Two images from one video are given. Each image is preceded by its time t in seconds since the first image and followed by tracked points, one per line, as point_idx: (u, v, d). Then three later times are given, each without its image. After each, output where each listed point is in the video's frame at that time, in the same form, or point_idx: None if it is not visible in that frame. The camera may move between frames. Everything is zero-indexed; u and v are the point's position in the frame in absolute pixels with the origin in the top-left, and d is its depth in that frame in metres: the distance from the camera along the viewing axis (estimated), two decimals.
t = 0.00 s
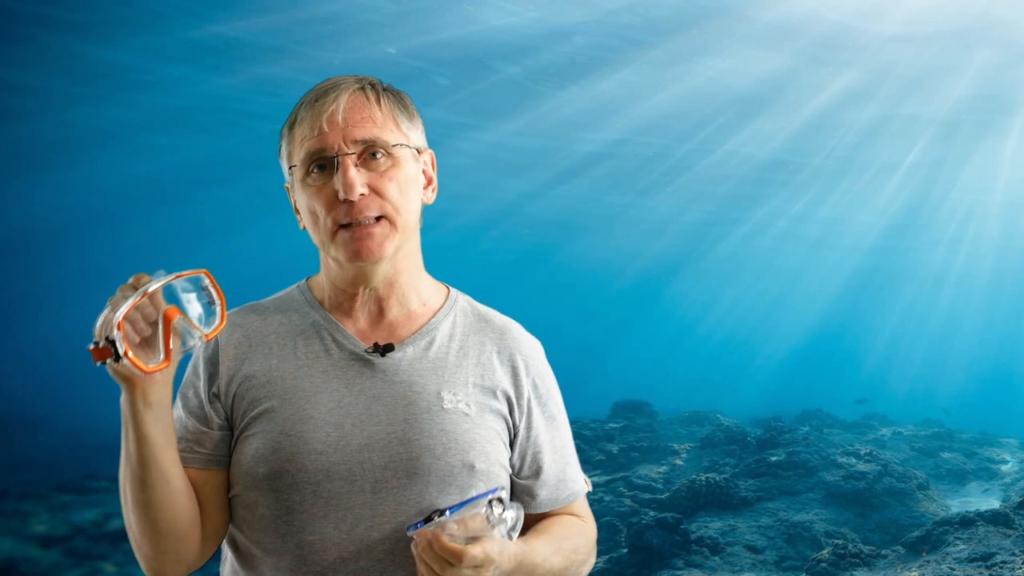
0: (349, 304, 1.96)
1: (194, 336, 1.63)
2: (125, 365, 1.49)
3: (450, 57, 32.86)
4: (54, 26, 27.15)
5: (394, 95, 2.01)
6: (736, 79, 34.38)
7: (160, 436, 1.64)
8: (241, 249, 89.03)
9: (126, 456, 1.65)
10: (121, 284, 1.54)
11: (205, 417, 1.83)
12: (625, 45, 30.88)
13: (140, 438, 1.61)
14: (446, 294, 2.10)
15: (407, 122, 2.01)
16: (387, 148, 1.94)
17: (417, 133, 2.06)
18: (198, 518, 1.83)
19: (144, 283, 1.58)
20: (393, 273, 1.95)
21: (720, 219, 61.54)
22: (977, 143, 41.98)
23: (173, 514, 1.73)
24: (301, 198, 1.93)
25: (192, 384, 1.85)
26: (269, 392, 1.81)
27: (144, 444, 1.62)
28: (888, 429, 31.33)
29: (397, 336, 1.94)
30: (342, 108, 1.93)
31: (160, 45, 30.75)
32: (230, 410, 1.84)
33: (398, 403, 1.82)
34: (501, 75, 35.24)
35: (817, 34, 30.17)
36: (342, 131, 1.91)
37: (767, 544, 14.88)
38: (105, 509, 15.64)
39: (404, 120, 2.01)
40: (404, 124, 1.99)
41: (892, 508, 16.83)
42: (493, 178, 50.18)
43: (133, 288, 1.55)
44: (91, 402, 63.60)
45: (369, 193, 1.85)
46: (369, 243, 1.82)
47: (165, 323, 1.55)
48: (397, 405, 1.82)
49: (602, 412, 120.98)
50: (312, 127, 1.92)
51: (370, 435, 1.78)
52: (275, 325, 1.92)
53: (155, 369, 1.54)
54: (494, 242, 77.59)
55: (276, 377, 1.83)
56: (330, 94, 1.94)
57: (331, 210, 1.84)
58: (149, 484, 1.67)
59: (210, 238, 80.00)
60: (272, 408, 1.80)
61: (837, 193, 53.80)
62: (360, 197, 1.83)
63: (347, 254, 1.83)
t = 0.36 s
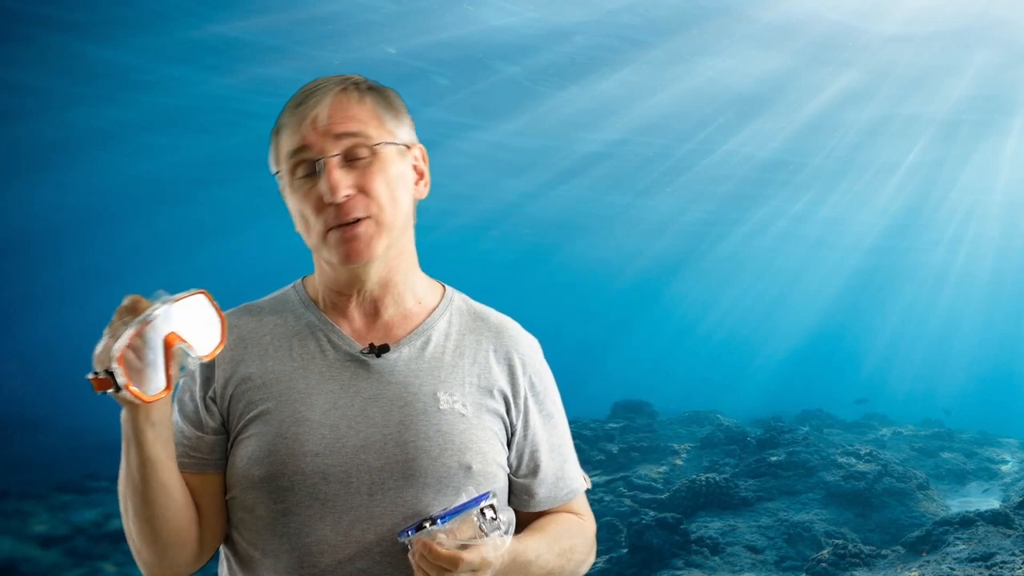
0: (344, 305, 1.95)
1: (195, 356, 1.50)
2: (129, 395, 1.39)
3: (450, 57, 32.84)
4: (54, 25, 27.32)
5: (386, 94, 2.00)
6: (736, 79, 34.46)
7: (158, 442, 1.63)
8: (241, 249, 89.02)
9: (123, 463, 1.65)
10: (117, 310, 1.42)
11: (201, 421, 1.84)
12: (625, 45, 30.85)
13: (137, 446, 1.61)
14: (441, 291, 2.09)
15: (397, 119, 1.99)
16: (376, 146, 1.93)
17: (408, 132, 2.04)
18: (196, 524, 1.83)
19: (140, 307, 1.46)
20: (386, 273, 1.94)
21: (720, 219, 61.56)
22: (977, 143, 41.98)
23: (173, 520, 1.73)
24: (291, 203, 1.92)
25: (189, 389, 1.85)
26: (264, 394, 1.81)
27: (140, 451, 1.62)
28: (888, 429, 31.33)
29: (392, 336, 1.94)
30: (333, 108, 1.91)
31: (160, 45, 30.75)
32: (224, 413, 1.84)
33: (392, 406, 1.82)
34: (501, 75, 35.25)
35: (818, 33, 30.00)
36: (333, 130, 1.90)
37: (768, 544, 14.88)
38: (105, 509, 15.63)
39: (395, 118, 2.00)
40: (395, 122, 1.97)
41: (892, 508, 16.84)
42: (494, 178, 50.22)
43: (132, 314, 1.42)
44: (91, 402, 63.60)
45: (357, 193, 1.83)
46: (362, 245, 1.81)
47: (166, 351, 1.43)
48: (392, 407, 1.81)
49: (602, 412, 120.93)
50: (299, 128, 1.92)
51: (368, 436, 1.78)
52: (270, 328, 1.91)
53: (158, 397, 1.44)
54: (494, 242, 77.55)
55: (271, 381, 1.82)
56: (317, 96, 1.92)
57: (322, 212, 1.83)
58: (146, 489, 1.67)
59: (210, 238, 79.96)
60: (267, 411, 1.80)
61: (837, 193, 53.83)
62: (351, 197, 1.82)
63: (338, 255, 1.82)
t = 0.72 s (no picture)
0: (333, 307, 1.94)
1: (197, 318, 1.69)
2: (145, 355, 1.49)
3: (450, 57, 32.82)
4: (53, 25, 27.27)
5: (371, 98, 1.98)
6: (736, 79, 34.47)
7: (155, 439, 1.64)
8: (241, 248, 89.02)
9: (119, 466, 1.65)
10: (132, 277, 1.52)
11: (196, 421, 1.83)
12: (625, 44, 30.84)
13: (129, 449, 1.61)
14: (432, 287, 2.09)
15: (383, 123, 1.98)
16: (362, 150, 1.91)
17: (395, 137, 2.03)
18: (193, 522, 1.84)
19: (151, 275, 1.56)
20: (377, 274, 1.93)
21: (720, 219, 61.57)
22: (977, 143, 42.01)
23: (167, 520, 1.73)
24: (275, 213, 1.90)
25: (180, 391, 1.84)
26: (254, 395, 1.81)
27: (135, 453, 1.62)
28: (888, 429, 31.34)
29: (385, 336, 1.94)
30: (317, 114, 1.89)
31: (160, 45, 30.74)
32: (216, 416, 1.84)
33: (388, 403, 1.82)
34: (501, 74, 35.20)
35: (818, 33, 29.99)
36: (322, 132, 1.89)
37: (767, 544, 14.89)
38: (105, 509, 15.62)
39: (380, 122, 1.98)
40: (380, 125, 1.97)
41: (892, 508, 16.85)
42: (494, 178, 50.25)
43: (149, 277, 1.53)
44: (91, 402, 63.66)
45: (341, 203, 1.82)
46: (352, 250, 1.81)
47: (178, 314, 1.58)
48: (386, 405, 1.82)
49: (602, 412, 120.93)
50: (278, 139, 1.88)
51: (362, 436, 1.79)
52: (261, 330, 1.90)
53: (180, 363, 1.58)
54: (494, 242, 77.54)
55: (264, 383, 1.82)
56: (304, 102, 1.89)
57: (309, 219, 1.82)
58: (142, 490, 1.66)
59: (210, 238, 79.98)
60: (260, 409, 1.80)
61: (837, 193, 53.81)
62: (340, 200, 1.82)
63: (326, 261, 1.82)
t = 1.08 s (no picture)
0: (335, 307, 1.95)
1: (199, 351, 1.59)
2: (138, 384, 1.48)
3: (450, 57, 32.80)
4: (53, 25, 27.33)
5: (386, 96, 1.98)
6: (736, 79, 34.39)
7: (157, 434, 1.65)
8: (241, 249, 88.94)
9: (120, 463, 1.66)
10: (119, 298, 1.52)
11: (196, 419, 1.83)
12: (625, 45, 30.90)
13: (131, 450, 1.62)
14: (433, 290, 2.10)
15: (394, 123, 1.98)
16: (371, 149, 1.91)
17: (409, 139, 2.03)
18: (190, 522, 1.85)
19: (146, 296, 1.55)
20: (378, 278, 1.93)
21: (720, 219, 61.66)
22: (977, 143, 41.98)
23: (165, 518, 1.73)
24: (282, 205, 1.90)
25: (182, 388, 1.84)
26: (256, 394, 1.81)
27: (136, 454, 1.63)
28: (888, 429, 31.37)
29: (386, 338, 1.94)
30: (329, 112, 1.89)
31: (160, 45, 30.71)
32: (217, 416, 1.84)
33: (388, 406, 1.82)
34: (501, 75, 35.16)
35: (818, 33, 30.01)
36: (337, 125, 1.88)
37: (768, 544, 14.89)
38: (105, 509, 15.59)
39: (394, 122, 1.97)
40: (391, 123, 1.96)
41: (891, 508, 16.86)
42: (494, 178, 50.37)
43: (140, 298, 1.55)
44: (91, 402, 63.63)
45: (347, 204, 1.82)
46: (356, 251, 1.82)
47: (171, 341, 1.53)
48: (388, 408, 1.82)
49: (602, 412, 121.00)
50: (292, 130, 1.88)
51: (363, 439, 1.79)
52: (264, 329, 1.90)
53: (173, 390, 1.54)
54: (494, 242, 77.52)
55: (265, 382, 1.82)
56: (317, 96, 1.89)
57: (312, 219, 1.82)
58: (142, 486, 1.67)
59: (210, 238, 79.91)
60: (260, 410, 1.80)
61: (837, 193, 53.73)
62: (346, 200, 1.83)
63: (327, 262, 1.82)
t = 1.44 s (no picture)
0: (334, 313, 1.95)
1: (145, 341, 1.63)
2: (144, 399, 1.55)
3: (450, 57, 32.78)
4: (53, 25, 27.34)
5: (388, 96, 1.98)
6: (736, 79, 34.34)
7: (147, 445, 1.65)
8: (241, 249, 88.90)
9: (107, 471, 1.66)
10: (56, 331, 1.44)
11: (196, 421, 1.84)
12: (625, 45, 30.91)
13: (128, 456, 1.64)
14: (438, 292, 2.10)
15: (391, 130, 1.98)
16: (365, 155, 1.91)
17: (411, 144, 2.05)
18: (189, 521, 1.85)
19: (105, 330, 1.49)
20: (376, 279, 1.94)
21: (720, 219, 61.68)
22: (977, 143, 41.95)
23: (160, 521, 1.75)
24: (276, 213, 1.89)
25: (185, 387, 1.86)
26: (259, 393, 1.81)
27: (132, 461, 1.65)
28: (887, 429, 31.37)
29: (387, 339, 1.95)
30: (328, 114, 1.89)
31: (160, 45, 30.72)
32: (217, 416, 1.85)
33: (389, 407, 1.82)
34: (501, 75, 35.06)
35: (818, 33, 30.02)
36: (333, 130, 1.88)
37: (767, 544, 14.89)
38: (105, 509, 15.60)
39: (393, 128, 1.99)
40: (386, 132, 1.97)
41: (892, 508, 16.86)
42: (494, 178, 50.39)
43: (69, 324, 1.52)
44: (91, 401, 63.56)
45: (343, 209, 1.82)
46: (356, 248, 1.85)
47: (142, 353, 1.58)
48: (388, 409, 1.82)
49: (602, 413, 120.87)
50: (291, 131, 1.89)
51: (362, 438, 1.79)
52: (265, 331, 1.90)
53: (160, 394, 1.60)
54: (494, 242, 77.48)
55: (268, 382, 1.82)
56: (326, 97, 1.91)
57: (303, 219, 1.84)
58: (131, 490, 1.68)
59: (210, 238, 79.84)
60: (263, 410, 1.80)
61: (837, 193, 53.69)
62: (350, 196, 1.86)
63: (325, 263, 1.83)
